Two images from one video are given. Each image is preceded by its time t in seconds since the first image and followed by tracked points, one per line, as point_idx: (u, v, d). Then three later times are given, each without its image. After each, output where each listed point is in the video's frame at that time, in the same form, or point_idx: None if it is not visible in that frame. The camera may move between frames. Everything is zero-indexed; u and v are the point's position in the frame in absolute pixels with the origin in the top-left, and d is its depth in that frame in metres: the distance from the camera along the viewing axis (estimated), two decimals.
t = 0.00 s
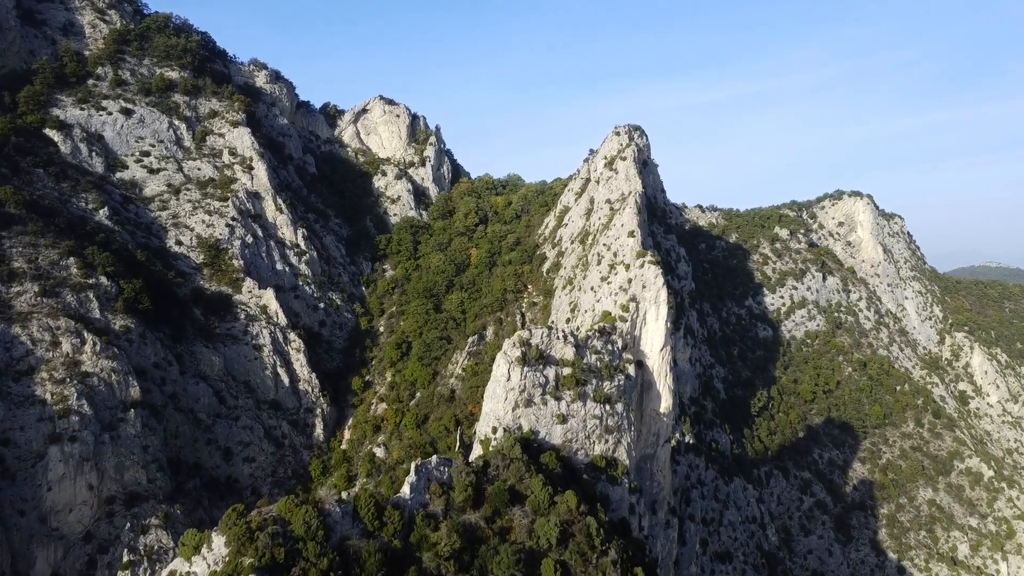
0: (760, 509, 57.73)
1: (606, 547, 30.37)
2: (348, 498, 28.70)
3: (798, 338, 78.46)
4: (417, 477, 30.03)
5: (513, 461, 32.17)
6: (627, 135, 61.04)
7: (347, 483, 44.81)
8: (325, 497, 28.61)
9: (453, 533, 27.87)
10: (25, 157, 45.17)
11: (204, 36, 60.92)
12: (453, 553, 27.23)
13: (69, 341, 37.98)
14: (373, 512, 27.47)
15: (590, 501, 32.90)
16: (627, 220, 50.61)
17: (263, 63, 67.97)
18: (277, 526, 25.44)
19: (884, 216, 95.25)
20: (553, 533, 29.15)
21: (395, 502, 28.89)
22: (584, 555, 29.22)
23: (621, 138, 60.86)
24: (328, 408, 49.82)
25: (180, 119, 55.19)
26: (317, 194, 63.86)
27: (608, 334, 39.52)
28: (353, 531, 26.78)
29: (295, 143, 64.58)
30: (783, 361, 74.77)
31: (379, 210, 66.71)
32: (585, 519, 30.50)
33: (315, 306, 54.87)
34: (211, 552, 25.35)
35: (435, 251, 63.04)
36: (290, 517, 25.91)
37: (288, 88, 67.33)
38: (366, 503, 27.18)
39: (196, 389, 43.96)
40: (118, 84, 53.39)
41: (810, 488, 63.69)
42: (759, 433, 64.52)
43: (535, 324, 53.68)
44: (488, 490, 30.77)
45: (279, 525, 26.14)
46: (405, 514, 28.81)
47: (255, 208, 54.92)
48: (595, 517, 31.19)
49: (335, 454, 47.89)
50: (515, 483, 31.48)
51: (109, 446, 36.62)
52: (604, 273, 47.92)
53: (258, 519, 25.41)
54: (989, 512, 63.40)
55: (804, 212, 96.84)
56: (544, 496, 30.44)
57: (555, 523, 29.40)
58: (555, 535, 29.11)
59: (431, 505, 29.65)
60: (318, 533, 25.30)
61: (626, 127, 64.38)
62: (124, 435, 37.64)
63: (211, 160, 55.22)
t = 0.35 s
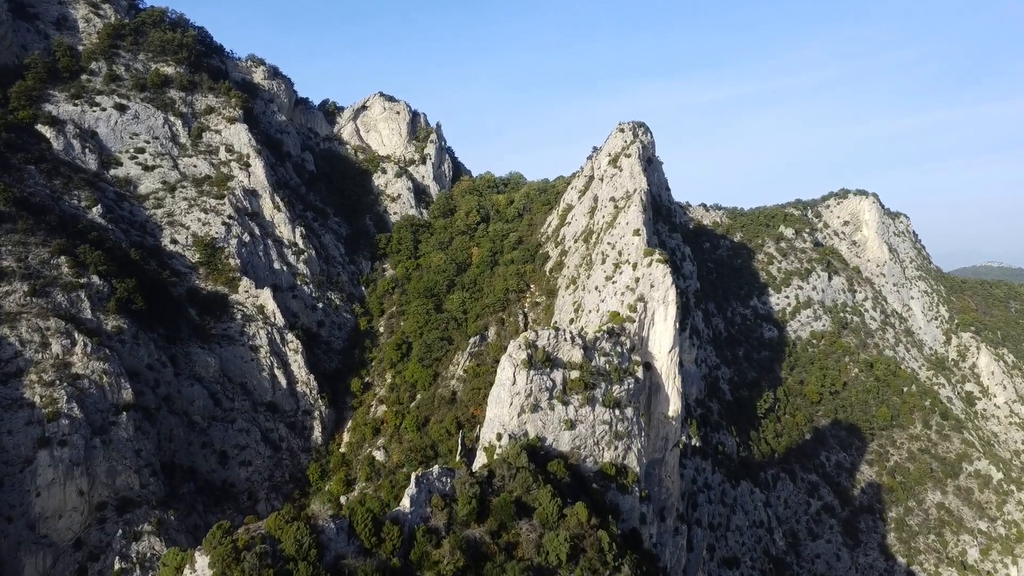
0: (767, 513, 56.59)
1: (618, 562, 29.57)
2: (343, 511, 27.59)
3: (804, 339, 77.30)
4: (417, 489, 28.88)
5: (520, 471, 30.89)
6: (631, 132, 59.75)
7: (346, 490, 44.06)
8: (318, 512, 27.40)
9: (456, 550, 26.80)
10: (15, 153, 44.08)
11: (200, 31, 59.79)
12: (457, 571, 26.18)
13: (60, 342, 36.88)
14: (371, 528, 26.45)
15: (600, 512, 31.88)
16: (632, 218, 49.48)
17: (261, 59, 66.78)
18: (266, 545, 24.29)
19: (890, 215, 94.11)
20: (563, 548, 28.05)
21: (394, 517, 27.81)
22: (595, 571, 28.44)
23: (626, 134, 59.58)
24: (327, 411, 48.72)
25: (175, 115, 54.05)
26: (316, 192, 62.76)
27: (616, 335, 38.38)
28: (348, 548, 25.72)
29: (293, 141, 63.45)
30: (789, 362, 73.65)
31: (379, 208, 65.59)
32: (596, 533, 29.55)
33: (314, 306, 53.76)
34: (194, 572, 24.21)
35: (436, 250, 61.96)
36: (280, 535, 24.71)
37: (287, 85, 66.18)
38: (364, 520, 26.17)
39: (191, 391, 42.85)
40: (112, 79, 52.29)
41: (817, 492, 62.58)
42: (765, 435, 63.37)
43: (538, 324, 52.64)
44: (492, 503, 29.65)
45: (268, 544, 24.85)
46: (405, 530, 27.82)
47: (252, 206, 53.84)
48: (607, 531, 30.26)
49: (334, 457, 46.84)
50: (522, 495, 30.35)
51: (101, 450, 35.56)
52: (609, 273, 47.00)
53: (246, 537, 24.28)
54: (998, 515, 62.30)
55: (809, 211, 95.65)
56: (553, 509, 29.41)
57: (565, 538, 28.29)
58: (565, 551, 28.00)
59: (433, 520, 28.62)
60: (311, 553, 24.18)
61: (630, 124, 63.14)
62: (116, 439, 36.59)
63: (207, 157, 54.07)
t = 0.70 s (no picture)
0: (774, 517, 55.46)
1: None
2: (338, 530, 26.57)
3: (810, 339, 76.14)
4: (418, 503, 28.11)
5: (527, 485, 29.89)
6: (636, 129, 58.49)
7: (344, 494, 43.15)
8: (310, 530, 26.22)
9: (458, 568, 25.72)
10: (6, 150, 43.04)
11: (196, 26, 58.72)
12: None
13: (49, 343, 35.82)
14: (366, 547, 25.30)
15: (610, 524, 30.41)
16: (638, 216, 48.36)
17: (259, 55, 65.66)
18: (251, 568, 23.31)
19: (895, 214, 92.98)
20: (573, 565, 26.61)
21: (393, 534, 26.84)
22: None
23: (630, 131, 58.37)
24: (325, 413, 47.55)
25: (171, 111, 52.95)
26: (315, 190, 61.69)
27: (624, 337, 37.24)
28: (341, 569, 24.71)
29: (291, 138, 62.36)
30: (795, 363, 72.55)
31: (378, 207, 64.51)
32: (608, 548, 28.19)
33: (312, 306, 52.66)
34: None
35: (437, 249, 60.89)
36: (268, 555, 23.73)
37: (285, 81, 65.07)
38: (359, 539, 25.04)
39: (186, 393, 41.76)
40: (106, 74, 51.22)
41: (825, 495, 61.44)
42: (772, 437, 62.22)
43: (541, 325, 51.60)
44: (498, 518, 28.63)
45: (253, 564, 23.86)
46: (405, 547, 26.76)
47: (249, 204, 52.76)
48: (619, 546, 28.87)
49: (333, 461, 45.78)
50: (529, 508, 29.28)
51: (91, 454, 34.51)
52: (613, 272, 46.16)
53: (228, 561, 23.35)
54: (1008, 518, 61.15)
55: (814, 210, 94.47)
56: (562, 524, 28.40)
57: (576, 555, 26.89)
58: (575, 568, 26.54)
59: (434, 536, 27.74)
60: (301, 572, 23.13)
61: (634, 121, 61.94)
62: (107, 443, 35.52)
63: (203, 154, 52.96)
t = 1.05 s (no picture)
0: (781, 521, 54.32)
1: None
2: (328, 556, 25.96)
3: (815, 340, 75.01)
4: (417, 520, 26.93)
5: (534, 499, 28.70)
6: (640, 126, 57.35)
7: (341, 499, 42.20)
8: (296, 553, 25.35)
9: None
10: None
11: (192, 21, 57.64)
12: None
13: (37, 345, 34.70)
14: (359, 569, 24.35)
15: (621, 542, 29.63)
16: (643, 215, 47.23)
17: (256, 51, 64.55)
18: None
19: (901, 213, 91.84)
20: None
21: (388, 555, 25.61)
22: None
23: (634, 128, 57.18)
24: (323, 416, 46.49)
25: (165, 107, 51.85)
26: (313, 188, 60.60)
27: (632, 339, 36.14)
28: None
29: (289, 135, 61.29)
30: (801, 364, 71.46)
31: (378, 205, 63.42)
32: (620, 567, 27.22)
33: (310, 307, 51.55)
34: None
35: (437, 248, 59.80)
36: None
37: (282, 77, 63.96)
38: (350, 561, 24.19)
39: (179, 396, 40.64)
40: (99, 69, 50.16)
41: (832, 499, 60.30)
42: (778, 440, 61.10)
43: (543, 326, 50.63)
44: (502, 536, 27.58)
45: None
46: (401, 568, 25.56)
47: (245, 202, 51.65)
48: (632, 565, 27.87)
49: (330, 465, 44.63)
50: (536, 524, 28.26)
51: (80, 460, 33.41)
52: (618, 272, 45.19)
53: None
54: (1018, 522, 59.89)
55: (819, 209, 93.31)
56: (571, 542, 27.25)
57: None
58: None
59: (435, 556, 26.75)
60: None
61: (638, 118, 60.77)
62: (97, 447, 34.43)
63: (199, 151, 51.89)
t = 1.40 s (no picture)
0: (789, 527, 53.15)
1: None
2: None
3: (821, 341, 73.87)
4: (416, 542, 26.61)
5: (541, 516, 27.62)
6: (644, 123, 56.00)
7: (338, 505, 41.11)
8: None
9: None
10: None
11: (187, 16, 56.58)
12: None
13: (24, 348, 33.59)
14: None
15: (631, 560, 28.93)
16: (648, 213, 46.15)
17: (253, 47, 63.48)
18: None
19: (906, 212, 90.68)
20: None
21: None
22: None
23: (639, 125, 55.97)
24: (320, 420, 45.43)
25: (159, 103, 50.75)
26: (310, 186, 59.49)
27: (642, 342, 35.12)
28: None
29: (286, 132, 60.25)
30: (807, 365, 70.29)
31: (377, 204, 62.32)
32: None
33: (307, 307, 50.45)
34: None
35: (437, 248, 58.71)
36: None
37: (280, 74, 62.86)
38: None
39: (172, 399, 39.55)
40: (91, 65, 49.08)
41: (840, 503, 59.14)
42: (785, 443, 59.95)
43: (546, 327, 49.67)
44: (506, 557, 26.73)
45: None
46: None
47: (241, 201, 50.56)
48: None
49: (328, 470, 43.53)
50: (543, 543, 27.21)
51: (68, 466, 32.28)
52: (622, 272, 44.19)
53: None
54: None
55: (824, 208, 92.17)
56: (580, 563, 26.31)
57: None
58: None
59: None
60: None
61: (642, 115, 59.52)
62: (85, 453, 33.31)
63: (194, 148, 50.79)
